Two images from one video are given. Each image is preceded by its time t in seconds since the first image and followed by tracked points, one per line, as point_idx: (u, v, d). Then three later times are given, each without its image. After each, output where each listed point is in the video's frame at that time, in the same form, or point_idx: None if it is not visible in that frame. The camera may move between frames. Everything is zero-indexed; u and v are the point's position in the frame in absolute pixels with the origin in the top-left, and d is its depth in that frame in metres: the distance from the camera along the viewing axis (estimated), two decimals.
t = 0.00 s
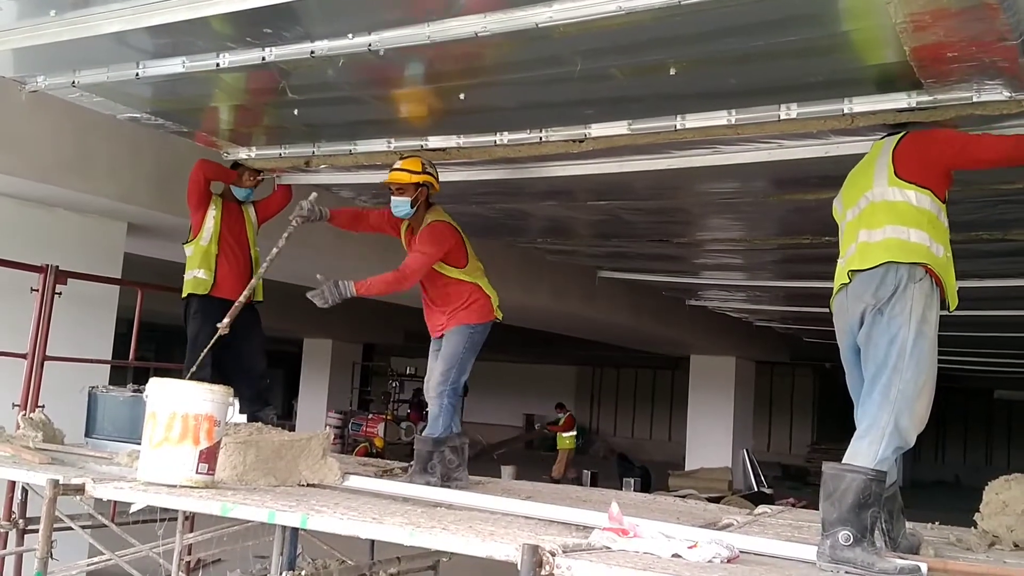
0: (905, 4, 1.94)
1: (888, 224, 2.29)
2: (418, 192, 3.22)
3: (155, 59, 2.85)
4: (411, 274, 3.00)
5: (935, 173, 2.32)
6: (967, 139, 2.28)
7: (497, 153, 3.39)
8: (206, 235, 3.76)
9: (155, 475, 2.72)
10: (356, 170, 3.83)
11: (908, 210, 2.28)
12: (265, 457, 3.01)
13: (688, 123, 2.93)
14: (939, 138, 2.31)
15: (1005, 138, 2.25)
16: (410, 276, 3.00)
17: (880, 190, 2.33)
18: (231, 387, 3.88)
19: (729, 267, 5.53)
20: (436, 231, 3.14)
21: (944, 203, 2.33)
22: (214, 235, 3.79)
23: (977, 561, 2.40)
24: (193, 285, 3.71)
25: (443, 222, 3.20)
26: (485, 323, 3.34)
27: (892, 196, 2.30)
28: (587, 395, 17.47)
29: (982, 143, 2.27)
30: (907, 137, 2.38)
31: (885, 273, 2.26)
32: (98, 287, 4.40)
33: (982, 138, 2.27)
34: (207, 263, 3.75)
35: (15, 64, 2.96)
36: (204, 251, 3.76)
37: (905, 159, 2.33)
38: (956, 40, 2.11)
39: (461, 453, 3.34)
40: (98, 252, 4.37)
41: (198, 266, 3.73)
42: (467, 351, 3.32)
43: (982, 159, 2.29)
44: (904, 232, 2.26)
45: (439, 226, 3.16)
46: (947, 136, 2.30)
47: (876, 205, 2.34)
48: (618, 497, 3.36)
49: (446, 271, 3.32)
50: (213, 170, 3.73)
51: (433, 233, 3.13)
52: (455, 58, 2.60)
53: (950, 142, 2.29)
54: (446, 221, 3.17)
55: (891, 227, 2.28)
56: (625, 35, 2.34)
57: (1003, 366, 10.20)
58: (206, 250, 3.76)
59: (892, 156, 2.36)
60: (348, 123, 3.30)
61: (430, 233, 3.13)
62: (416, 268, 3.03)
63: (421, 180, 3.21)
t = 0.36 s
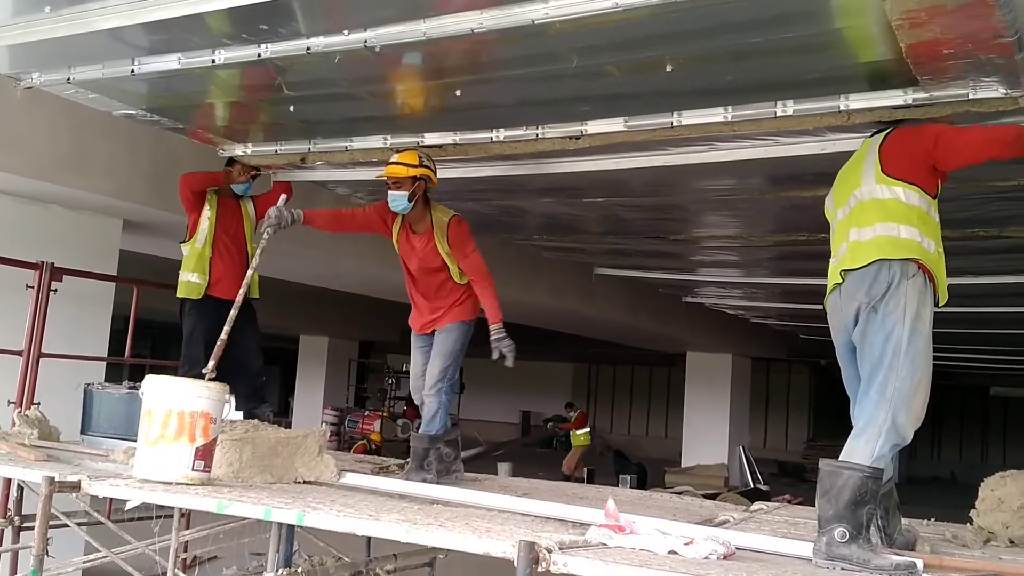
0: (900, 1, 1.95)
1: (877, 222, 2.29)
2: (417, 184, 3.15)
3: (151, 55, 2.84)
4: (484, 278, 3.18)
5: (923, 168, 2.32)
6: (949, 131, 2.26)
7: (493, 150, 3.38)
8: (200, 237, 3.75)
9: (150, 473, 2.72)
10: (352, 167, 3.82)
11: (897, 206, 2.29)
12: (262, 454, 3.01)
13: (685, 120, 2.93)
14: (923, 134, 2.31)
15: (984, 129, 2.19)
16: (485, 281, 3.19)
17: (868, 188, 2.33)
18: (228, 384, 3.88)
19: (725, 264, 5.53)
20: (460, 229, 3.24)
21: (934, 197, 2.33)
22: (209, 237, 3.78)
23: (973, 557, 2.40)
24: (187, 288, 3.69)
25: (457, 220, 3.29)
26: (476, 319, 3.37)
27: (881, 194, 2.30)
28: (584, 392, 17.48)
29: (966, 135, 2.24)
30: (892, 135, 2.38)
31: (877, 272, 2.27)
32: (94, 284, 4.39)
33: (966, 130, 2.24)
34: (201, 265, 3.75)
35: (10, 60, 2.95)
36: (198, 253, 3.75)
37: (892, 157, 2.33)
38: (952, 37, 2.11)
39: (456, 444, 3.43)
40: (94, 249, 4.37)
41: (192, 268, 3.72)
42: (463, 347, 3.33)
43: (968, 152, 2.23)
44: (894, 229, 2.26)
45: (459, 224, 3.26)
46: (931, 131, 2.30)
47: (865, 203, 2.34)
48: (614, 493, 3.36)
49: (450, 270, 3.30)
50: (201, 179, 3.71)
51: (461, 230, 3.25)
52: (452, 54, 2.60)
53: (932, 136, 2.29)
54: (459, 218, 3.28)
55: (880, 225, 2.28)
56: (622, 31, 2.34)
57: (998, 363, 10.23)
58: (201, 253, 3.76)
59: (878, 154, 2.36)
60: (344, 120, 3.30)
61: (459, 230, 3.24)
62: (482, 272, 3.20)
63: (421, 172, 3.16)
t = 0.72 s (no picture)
0: (901, 1, 1.95)
1: (877, 222, 2.29)
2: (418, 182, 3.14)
3: (151, 56, 2.84)
4: (492, 268, 3.21)
5: (922, 168, 2.32)
6: (946, 128, 2.27)
7: (494, 150, 3.38)
8: (217, 244, 3.73)
9: (150, 473, 2.72)
10: (352, 167, 3.82)
11: (896, 207, 2.29)
12: (262, 455, 3.00)
13: (686, 120, 2.93)
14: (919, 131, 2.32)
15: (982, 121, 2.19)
16: (493, 271, 3.22)
17: (867, 189, 2.33)
18: (228, 384, 3.88)
19: (725, 264, 5.53)
20: (462, 224, 3.24)
21: (934, 197, 2.33)
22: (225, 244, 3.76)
23: (974, 557, 2.40)
24: (205, 295, 3.71)
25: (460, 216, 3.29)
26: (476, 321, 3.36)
27: (880, 194, 2.31)
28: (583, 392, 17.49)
29: (963, 130, 2.24)
30: (891, 135, 2.38)
31: (877, 272, 2.27)
32: (94, 284, 4.39)
33: (962, 125, 2.24)
34: (218, 272, 3.74)
35: (11, 60, 2.95)
36: (216, 261, 3.74)
37: (891, 157, 2.33)
38: (952, 37, 2.11)
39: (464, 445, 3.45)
40: (95, 249, 4.37)
41: (209, 275, 3.72)
42: (463, 348, 3.33)
43: (966, 146, 2.23)
44: (893, 229, 2.26)
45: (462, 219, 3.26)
46: (928, 128, 2.30)
47: (865, 203, 2.34)
48: (615, 494, 3.36)
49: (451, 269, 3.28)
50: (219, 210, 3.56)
51: (465, 225, 3.25)
52: (453, 55, 2.60)
53: (929, 133, 2.29)
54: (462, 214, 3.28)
55: (880, 225, 2.28)
56: (623, 31, 2.34)
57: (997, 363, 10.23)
58: (219, 259, 3.75)
59: (876, 154, 2.37)
60: (344, 120, 3.30)
61: (463, 225, 3.24)
62: (489, 262, 3.22)
63: (420, 171, 3.15)
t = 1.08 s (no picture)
0: (900, 3, 1.95)
1: (881, 223, 2.30)
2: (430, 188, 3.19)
3: (151, 58, 2.84)
4: (491, 271, 3.18)
5: (927, 171, 2.32)
6: (954, 132, 2.25)
7: (493, 152, 3.38)
8: (214, 247, 3.74)
9: (151, 475, 2.72)
10: (351, 169, 3.82)
11: (901, 209, 2.29)
12: (261, 456, 3.00)
13: (685, 122, 2.93)
14: (926, 135, 2.31)
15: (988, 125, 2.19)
16: (493, 275, 3.18)
17: (873, 191, 2.34)
18: (227, 385, 3.88)
19: (725, 266, 5.53)
20: (466, 227, 3.24)
21: (939, 201, 2.33)
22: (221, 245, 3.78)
23: (973, 559, 2.40)
24: (207, 298, 3.72)
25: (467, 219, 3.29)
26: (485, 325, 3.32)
27: (885, 196, 2.31)
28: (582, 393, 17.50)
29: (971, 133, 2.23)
30: (898, 137, 2.38)
31: (879, 273, 2.27)
32: (94, 285, 4.39)
33: (969, 128, 2.23)
34: (218, 274, 3.76)
35: (10, 62, 2.95)
36: (215, 262, 3.75)
37: (898, 159, 2.33)
38: (951, 39, 2.12)
39: (485, 456, 3.37)
40: (94, 250, 4.37)
41: (209, 278, 3.73)
42: (468, 352, 3.28)
43: (974, 149, 2.23)
44: (897, 231, 2.27)
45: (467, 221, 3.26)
46: (935, 132, 2.28)
47: (870, 205, 2.35)
48: (614, 495, 3.36)
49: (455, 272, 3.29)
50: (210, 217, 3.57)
51: (469, 227, 3.24)
52: (453, 57, 2.60)
53: (937, 137, 2.28)
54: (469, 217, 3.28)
55: (884, 227, 2.29)
56: (622, 34, 2.34)
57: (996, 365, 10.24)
58: (218, 261, 3.76)
59: (883, 157, 2.37)
60: (344, 122, 3.30)
61: (467, 227, 3.24)
62: (489, 266, 3.19)
63: (431, 175, 3.19)
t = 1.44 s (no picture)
0: (888, 7, 1.96)
1: (868, 226, 2.31)
2: (434, 196, 3.21)
3: (138, 57, 2.83)
4: (502, 264, 3.18)
5: (918, 173, 2.32)
6: (946, 135, 2.25)
7: (482, 153, 3.38)
8: (185, 241, 3.73)
9: (135, 476, 2.71)
10: (340, 169, 3.81)
11: (889, 212, 2.30)
12: (247, 457, 2.99)
13: (673, 125, 2.93)
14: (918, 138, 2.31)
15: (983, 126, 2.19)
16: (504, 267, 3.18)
17: (861, 193, 2.35)
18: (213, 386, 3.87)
19: (712, 268, 5.55)
20: (472, 225, 3.26)
21: (928, 203, 2.34)
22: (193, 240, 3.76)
23: (958, 561, 2.42)
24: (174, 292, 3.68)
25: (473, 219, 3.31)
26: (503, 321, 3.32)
27: (873, 199, 2.32)
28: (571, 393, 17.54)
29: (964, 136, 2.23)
30: (890, 139, 2.38)
31: (864, 275, 2.28)
32: (80, 285, 4.37)
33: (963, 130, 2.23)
34: (188, 268, 3.72)
35: None
36: (184, 257, 3.73)
37: (887, 162, 2.34)
38: (938, 44, 2.13)
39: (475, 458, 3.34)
40: (80, 250, 4.35)
41: (179, 272, 3.70)
42: (482, 349, 3.27)
43: (967, 152, 2.23)
44: (884, 234, 2.27)
45: (473, 221, 3.28)
46: (927, 136, 2.29)
47: (858, 207, 2.35)
48: (601, 497, 3.37)
49: (468, 273, 3.29)
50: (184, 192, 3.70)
51: (475, 225, 3.26)
52: (441, 58, 2.60)
53: (928, 140, 2.28)
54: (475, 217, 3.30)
55: (871, 229, 2.29)
56: (612, 36, 2.34)
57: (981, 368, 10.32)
58: (187, 256, 3.74)
59: (873, 159, 2.38)
60: (331, 122, 3.29)
61: (473, 225, 3.25)
62: (499, 259, 3.19)
63: (435, 185, 3.20)
